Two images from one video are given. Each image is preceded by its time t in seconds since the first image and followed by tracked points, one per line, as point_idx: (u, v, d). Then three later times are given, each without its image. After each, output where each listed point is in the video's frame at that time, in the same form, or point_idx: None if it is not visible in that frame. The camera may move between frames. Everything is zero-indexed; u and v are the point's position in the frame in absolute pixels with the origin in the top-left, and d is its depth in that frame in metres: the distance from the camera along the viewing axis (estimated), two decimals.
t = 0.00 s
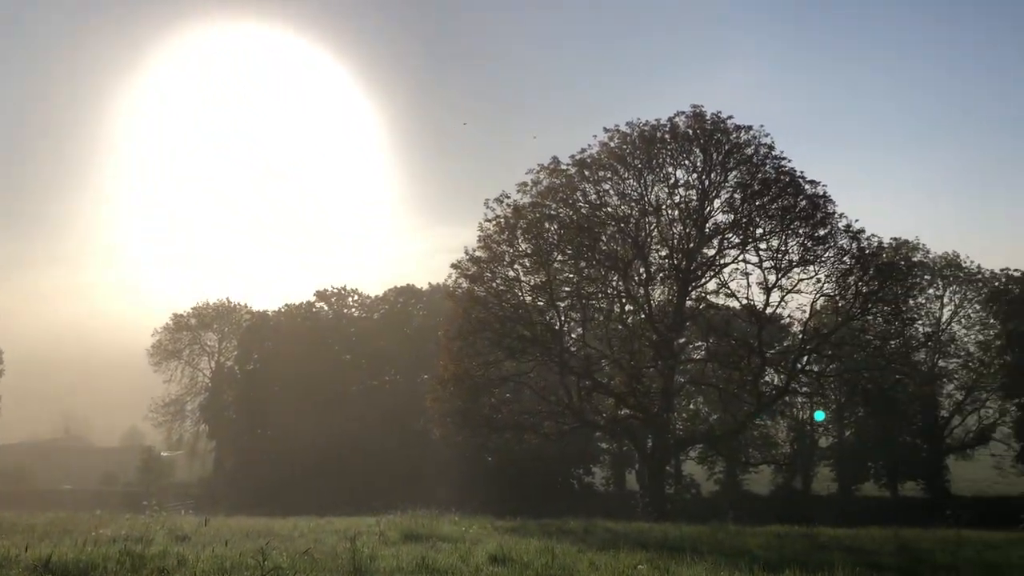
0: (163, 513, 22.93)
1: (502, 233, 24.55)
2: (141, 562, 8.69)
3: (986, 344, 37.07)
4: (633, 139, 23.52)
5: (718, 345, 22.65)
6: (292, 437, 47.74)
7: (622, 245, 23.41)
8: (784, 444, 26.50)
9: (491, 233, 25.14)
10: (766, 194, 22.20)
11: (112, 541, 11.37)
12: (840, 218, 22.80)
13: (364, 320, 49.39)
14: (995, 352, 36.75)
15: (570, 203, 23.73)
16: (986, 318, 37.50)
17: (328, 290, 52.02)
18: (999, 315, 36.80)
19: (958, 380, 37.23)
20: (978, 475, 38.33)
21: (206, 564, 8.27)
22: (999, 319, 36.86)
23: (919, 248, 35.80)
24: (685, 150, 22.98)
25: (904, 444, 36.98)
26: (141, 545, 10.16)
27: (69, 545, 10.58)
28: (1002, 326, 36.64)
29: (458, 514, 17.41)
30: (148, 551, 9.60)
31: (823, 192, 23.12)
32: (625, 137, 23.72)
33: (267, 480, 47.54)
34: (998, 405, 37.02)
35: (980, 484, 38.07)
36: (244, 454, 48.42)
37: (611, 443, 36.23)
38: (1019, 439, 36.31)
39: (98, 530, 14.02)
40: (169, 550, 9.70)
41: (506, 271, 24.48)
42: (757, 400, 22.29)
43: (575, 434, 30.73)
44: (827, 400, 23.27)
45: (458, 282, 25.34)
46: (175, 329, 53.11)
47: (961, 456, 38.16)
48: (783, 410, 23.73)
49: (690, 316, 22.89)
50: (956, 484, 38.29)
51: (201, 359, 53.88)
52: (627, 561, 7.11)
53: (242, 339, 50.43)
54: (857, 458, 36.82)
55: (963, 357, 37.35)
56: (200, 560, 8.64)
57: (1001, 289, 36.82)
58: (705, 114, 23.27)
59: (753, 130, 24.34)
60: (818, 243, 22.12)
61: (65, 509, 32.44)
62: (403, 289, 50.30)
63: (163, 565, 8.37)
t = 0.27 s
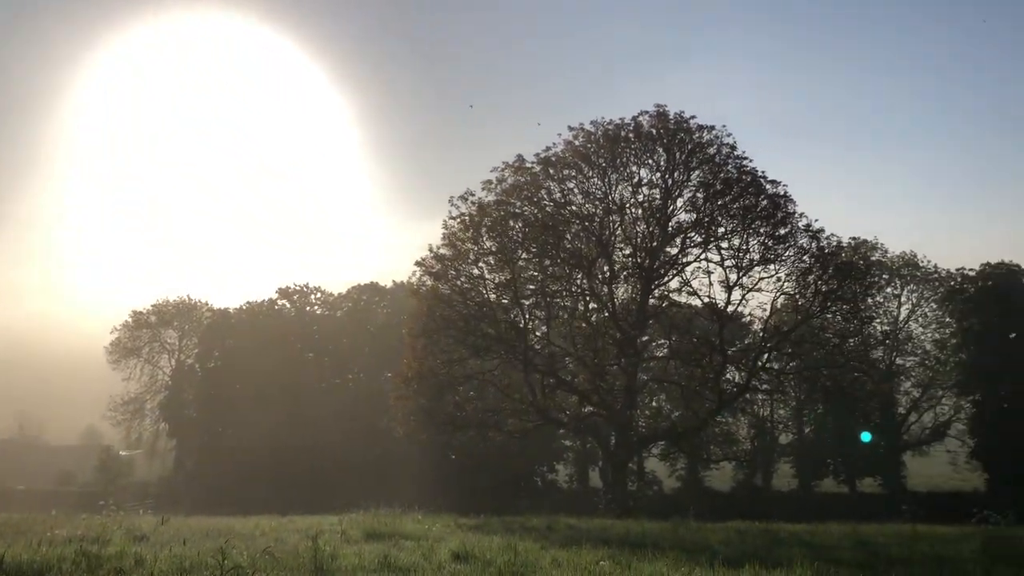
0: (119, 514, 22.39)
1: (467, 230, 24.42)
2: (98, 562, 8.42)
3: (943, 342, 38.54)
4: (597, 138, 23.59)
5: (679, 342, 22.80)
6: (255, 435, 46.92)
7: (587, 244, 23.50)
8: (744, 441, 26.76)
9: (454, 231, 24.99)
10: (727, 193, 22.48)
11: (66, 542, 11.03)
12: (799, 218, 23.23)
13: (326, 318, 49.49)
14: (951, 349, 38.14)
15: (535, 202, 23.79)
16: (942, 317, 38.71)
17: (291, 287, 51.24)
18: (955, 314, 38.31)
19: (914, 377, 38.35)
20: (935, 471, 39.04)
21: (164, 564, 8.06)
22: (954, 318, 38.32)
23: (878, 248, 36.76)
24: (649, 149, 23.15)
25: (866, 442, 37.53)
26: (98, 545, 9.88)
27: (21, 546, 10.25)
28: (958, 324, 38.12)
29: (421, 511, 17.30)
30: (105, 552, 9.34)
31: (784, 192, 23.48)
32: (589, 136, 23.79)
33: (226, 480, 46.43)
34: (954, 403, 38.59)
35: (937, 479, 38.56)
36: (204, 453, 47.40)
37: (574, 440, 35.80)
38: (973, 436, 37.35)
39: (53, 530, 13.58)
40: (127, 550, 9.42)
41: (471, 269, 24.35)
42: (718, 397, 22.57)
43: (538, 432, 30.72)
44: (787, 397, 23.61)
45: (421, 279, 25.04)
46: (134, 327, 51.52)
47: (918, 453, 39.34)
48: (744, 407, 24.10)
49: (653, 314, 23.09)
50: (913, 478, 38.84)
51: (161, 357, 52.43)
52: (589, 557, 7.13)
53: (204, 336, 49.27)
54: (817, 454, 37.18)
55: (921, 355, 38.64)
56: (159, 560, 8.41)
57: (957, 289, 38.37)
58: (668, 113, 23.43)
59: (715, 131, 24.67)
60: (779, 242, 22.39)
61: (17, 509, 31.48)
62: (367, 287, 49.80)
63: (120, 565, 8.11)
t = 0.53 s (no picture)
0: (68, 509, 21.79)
1: (426, 224, 24.35)
2: (46, 559, 8.11)
3: (895, 337, 39.60)
4: (557, 133, 23.68)
5: (638, 337, 22.46)
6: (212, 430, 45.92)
7: (547, 238, 23.49)
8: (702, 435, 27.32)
9: (414, 224, 24.84)
10: (686, 189, 22.63)
11: (13, 538, 10.61)
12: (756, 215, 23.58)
13: (284, 311, 48.52)
14: (903, 345, 39.28)
15: (495, 196, 23.58)
16: (895, 312, 39.81)
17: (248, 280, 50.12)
18: (907, 310, 39.17)
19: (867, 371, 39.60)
20: (885, 463, 40.22)
21: (115, 560, 7.81)
22: (907, 313, 39.26)
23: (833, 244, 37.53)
24: (609, 144, 23.23)
25: (819, 435, 38.04)
26: (45, 541, 9.55)
27: None
28: (910, 320, 39.12)
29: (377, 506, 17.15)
30: (52, 548, 9.02)
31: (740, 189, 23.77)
32: (550, 130, 23.85)
33: (180, 474, 45.29)
34: (905, 396, 39.41)
35: (886, 472, 39.82)
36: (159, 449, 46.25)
37: (533, 434, 37.22)
38: (923, 430, 38.18)
39: None
40: (76, 546, 9.09)
41: (431, 263, 24.36)
42: (675, 391, 22.68)
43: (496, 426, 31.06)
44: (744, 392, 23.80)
45: (380, 273, 24.85)
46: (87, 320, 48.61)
47: (871, 447, 40.11)
48: (701, 402, 24.06)
49: (612, 308, 23.00)
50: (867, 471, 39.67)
51: (116, 351, 49.84)
52: (544, 549, 7.16)
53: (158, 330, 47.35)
54: (772, 447, 38.27)
55: (874, 350, 39.88)
56: (110, 556, 8.14)
57: (910, 285, 39.18)
58: (628, 109, 23.56)
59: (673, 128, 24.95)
60: (735, 238, 22.68)
61: None
62: (326, 281, 49.07)
63: (68, 561, 7.81)
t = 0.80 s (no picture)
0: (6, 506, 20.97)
1: (382, 216, 23.88)
2: None
3: (846, 331, 41.04)
4: (516, 126, 23.69)
5: (596, 330, 22.86)
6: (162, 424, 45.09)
7: (505, 232, 23.48)
8: (658, 428, 27.31)
9: (371, 216, 24.39)
10: (642, 184, 22.81)
11: None
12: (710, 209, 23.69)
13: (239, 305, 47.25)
14: (853, 339, 40.70)
15: (453, 188, 23.45)
16: (845, 306, 41.35)
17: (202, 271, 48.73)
18: (856, 303, 40.52)
19: (818, 364, 40.76)
20: (837, 455, 41.35)
21: (60, 557, 7.53)
22: (856, 307, 40.65)
23: (786, 240, 38.41)
24: (566, 138, 23.38)
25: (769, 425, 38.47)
26: None
27: None
28: (860, 314, 40.32)
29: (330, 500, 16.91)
30: None
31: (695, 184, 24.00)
32: (507, 123, 23.84)
33: (132, 468, 44.33)
34: (856, 388, 40.71)
35: (837, 463, 40.84)
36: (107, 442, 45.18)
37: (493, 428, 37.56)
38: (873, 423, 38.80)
39: None
40: (22, 543, 8.77)
41: (387, 255, 23.86)
42: (630, 384, 22.70)
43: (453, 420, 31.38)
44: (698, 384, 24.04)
45: (336, 265, 24.37)
46: (35, 312, 46.81)
47: (821, 438, 40.99)
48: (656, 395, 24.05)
49: (569, 301, 23.04)
50: (818, 465, 40.38)
51: (65, 343, 48.34)
52: (497, 542, 7.23)
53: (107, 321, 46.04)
54: (724, 439, 38.98)
55: (823, 343, 41.18)
56: (56, 552, 7.86)
57: (861, 280, 40.33)
58: (585, 103, 23.69)
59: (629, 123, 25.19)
60: (690, 233, 22.89)
61: None
62: (282, 273, 48.07)
63: (11, 559, 7.53)
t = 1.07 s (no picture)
0: None
1: (341, 208, 23.21)
2: None
3: (802, 325, 41.26)
4: (476, 119, 23.16)
5: (555, 324, 22.79)
6: (116, 417, 44.41)
7: (465, 225, 23.13)
8: (616, 418, 28.16)
9: (330, 208, 23.64)
10: (602, 178, 22.28)
11: None
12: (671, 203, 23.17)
13: (195, 296, 46.84)
14: (809, 333, 40.89)
15: (413, 180, 22.98)
16: (802, 300, 41.42)
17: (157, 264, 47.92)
18: (812, 298, 40.84)
19: (775, 357, 40.99)
20: (793, 448, 41.95)
21: None
22: (812, 301, 40.92)
23: (744, 235, 38.60)
24: (526, 131, 22.81)
25: (725, 417, 38.56)
26: None
27: None
28: (815, 308, 40.67)
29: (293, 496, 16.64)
30: None
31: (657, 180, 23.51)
32: (468, 116, 23.31)
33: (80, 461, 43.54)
34: (812, 381, 40.86)
35: (793, 454, 41.62)
36: (60, 435, 44.44)
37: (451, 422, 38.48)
38: (829, 416, 39.01)
39: None
40: None
41: (346, 248, 23.30)
42: (589, 377, 22.27)
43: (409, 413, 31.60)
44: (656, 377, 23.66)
45: (293, 258, 23.62)
46: None
47: (778, 429, 41.12)
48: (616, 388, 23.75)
49: (530, 295, 22.81)
50: (774, 456, 41.23)
51: (15, 337, 46.07)
52: (455, 536, 7.26)
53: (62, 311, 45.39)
54: (682, 431, 39.15)
55: (781, 337, 41.33)
56: None
57: (816, 274, 40.79)
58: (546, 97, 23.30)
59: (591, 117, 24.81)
60: (650, 227, 22.23)
61: None
62: (240, 265, 47.49)
63: None
